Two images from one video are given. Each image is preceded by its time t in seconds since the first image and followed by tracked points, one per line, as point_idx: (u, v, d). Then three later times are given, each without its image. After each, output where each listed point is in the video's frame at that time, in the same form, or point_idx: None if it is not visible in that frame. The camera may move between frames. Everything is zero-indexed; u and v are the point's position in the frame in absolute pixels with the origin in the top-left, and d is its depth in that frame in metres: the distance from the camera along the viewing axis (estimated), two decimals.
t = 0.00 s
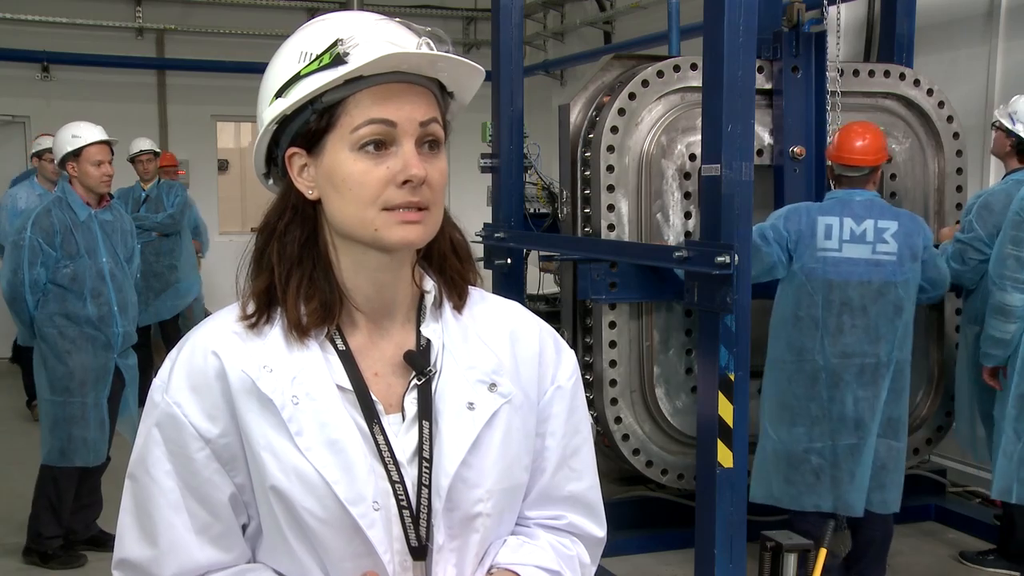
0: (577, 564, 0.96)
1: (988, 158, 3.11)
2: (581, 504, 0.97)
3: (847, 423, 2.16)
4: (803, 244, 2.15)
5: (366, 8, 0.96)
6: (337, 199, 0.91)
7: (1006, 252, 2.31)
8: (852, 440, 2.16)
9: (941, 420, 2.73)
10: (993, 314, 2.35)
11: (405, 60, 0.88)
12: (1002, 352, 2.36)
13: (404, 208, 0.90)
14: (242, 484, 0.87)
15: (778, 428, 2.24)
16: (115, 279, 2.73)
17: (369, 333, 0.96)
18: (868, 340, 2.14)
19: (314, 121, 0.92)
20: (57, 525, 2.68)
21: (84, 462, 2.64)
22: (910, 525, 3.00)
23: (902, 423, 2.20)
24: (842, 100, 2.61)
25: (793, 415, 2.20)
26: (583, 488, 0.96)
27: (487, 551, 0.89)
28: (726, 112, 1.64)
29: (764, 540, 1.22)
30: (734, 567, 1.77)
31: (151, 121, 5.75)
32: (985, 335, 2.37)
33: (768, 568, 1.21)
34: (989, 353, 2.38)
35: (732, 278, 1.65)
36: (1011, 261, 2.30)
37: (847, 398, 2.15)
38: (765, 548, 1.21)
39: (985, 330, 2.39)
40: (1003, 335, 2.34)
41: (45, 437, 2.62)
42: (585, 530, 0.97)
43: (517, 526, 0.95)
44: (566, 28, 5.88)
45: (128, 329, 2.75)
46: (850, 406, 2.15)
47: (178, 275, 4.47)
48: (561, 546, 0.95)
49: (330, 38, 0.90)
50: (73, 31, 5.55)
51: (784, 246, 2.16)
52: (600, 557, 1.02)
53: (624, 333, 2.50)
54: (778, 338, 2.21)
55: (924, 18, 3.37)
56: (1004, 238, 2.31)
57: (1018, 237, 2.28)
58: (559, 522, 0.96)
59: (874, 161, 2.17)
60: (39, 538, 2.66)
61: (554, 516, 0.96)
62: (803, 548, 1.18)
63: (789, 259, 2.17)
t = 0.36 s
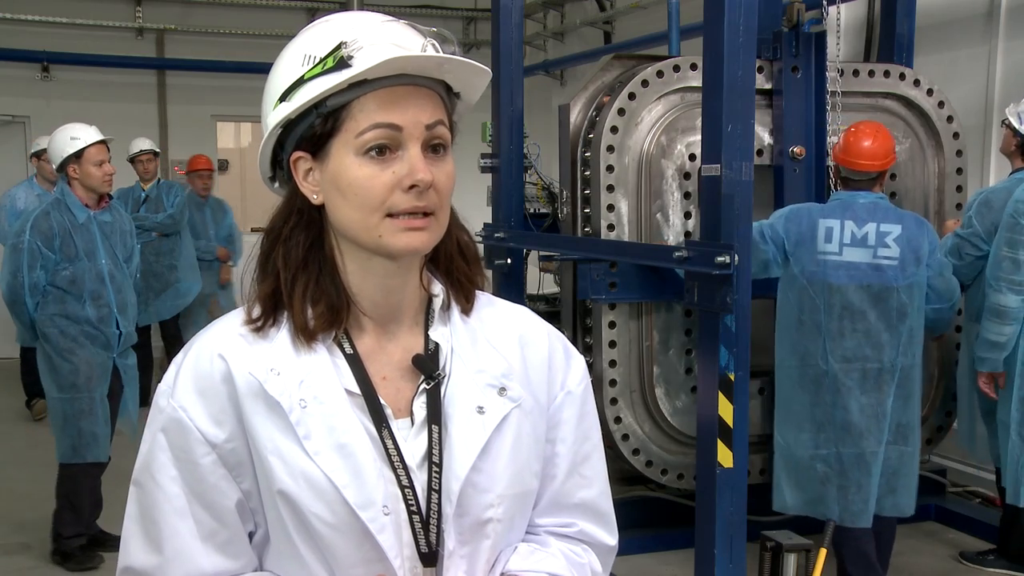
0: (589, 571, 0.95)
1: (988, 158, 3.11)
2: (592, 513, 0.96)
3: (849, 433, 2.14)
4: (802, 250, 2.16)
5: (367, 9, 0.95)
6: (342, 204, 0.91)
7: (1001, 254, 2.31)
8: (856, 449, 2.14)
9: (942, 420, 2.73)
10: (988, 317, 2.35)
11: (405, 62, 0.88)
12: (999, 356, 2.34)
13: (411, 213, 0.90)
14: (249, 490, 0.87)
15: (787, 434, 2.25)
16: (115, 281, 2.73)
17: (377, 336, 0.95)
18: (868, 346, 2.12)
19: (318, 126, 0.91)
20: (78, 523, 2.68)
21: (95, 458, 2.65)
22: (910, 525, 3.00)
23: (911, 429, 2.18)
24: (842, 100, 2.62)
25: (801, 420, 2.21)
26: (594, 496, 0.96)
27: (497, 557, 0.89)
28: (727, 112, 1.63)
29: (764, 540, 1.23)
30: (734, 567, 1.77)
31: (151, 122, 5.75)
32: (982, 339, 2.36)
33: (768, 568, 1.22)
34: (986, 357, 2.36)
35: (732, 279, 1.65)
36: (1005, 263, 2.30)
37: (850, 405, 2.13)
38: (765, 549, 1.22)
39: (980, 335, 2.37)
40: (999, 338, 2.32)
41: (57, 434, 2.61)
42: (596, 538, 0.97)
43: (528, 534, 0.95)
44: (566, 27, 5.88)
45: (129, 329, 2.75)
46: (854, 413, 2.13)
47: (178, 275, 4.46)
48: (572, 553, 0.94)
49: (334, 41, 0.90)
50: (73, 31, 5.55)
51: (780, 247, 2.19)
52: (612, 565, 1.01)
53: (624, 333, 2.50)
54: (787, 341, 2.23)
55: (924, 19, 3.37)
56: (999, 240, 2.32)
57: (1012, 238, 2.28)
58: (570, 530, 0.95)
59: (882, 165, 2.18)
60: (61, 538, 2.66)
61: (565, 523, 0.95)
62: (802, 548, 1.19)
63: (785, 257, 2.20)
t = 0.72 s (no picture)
0: None
1: (988, 158, 3.11)
2: (605, 517, 0.97)
3: (864, 439, 2.14)
4: (805, 253, 2.16)
5: (364, 12, 0.95)
6: (347, 209, 0.90)
7: (1006, 249, 2.31)
8: (871, 454, 2.15)
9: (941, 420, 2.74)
10: (994, 310, 2.35)
11: (403, 66, 0.88)
12: (1003, 351, 2.35)
13: (416, 216, 0.89)
14: (259, 491, 0.87)
15: (798, 444, 2.24)
16: (116, 283, 2.73)
17: (387, 338, 0.95)
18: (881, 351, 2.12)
19: (321, 132, 0.91)
20: (97, 528, 2.68)
21: (103, 459, 2.64)
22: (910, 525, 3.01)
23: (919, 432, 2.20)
24: (842, 100, 2.61)
25: (810, 426, 2.21)
26: (607, 500, 0.96)
27: (509, 561, 0.89)
28: (726, 112, 1.63)
29: (764, 540, 1.23)
30: (734, 567, 1.77)
31: (151, 122, 5.74)
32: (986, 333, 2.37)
33: (768, 568, 1.22)
34: (990, 351, 2.37)
35: (732, 279, 1.65)
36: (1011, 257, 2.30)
37: (862, 410, 2.13)
38: (765, 549, 1.22)
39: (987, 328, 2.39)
40: (1003, 333, 2.33)
41: (65, 437, 2.61)
42: (608, 543, 0.97)
43: (539, 539, 0.95)
44: (566, 28, 5.88)
45: (133, 330, 2.76)
46: (866, 418, 2.13)
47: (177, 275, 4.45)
48: (584, 558, 0.94)
49: (332, 48, 0.90)
50: (73, 31, 5.54)
51: (783, 254, 2.19)
52: (623, 571, 1.01)
53: (625, 333, 2.50)
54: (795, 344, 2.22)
55: (924, 19, 3.37)
56: (1005, 234, 2.31)
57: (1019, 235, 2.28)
58: (582, 535, 0.95)
59: (880, 165, 2.17)
60: (84, 542, 2.65)
61: (578, 528, 0.95)
62: (802, 548, 1.19)
63: (787, 264, 2.20)
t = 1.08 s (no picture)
0: None
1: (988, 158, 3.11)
2: (609, 519, 0.96)
3: (863, 439, 2.15)
4: (813, 253, 2.15)
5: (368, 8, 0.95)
6: (356, 206, 0.90)
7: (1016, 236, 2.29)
8: (870, 456, 2.16)
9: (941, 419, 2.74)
10: (999, 298, 2.36)
11: (408, 60, 0.88)
12: (1007, 339, 2.36)
13: (425, 211, 0.89)
14: (264, 489, 0.87)
15: (798, 443, 2.24)
16: (121, 285, 2.73)
17: (395, 337, 0.95)
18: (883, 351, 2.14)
19: (329, 129, 0.91)
20: (96, 531, 2.68)
21: (103, 467, 2.63)
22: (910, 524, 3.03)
23: (925, 435, 2.20)
24: (842, 101, 2.61)
25: (810, 427, 2.20)
26: (611, 502, 0.96)
27: (513, 561, 0.89)
28: (726, 112, 1.63)
29: (764, 540, 1.23)
30: (734, 567, 1.77)
31: (151, 122, 5.74)
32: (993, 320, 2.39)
33: (768, 568, 1.22)
34: (995, 339, 2.39)
35: (732, 279, 1.65)
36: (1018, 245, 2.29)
37: (864, 411, 2.14)
38: (765, 549, 1.22)
39: (992, 315, 2.40)
40: (1008, 321, 2.34)
41: (67, 440, 2.62)
42: (613, 545, 0.96)
43: (543, 539, 0.95)
44: (566, 27, 5.88)
45: (141, 330, 2.75)
46: (867, 419, 2.14)
47: (177, 275, 4.45)
48: (588, 559, 0.94)
49: (338, 44, 0.90)
50: (73, 31, 5.54)
51: (792, 253, 2.17)
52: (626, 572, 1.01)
53: (625, 333, 2.50)
54: (805, 345, 2.20)
55: (924, 18, 3.37)
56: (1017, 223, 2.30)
57: None
58: (586, 536, 0.95)
59: (891, 167, 2.17)
60: (83, 544, 2.65)
61: (581, 528, 0.95)
62: (802, 548, 1.19)
63: (792, 260, 2.18)
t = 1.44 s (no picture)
0: (593, 572, 0.96)
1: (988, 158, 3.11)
2: (598, 513, 0.97)
3: (863, 439, 2.15)
4: (816, 253, 2.14)
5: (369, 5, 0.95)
6: (352, 203, 0.91)
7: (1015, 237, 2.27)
8: (868, 457, 2.15)
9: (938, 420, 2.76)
10: (997, 299, 2.35)
11: (408, 60, 0.88)
12: (1005, 339, 2.37)
13: (421, 211, 0.90)
14: (257, 486, 0.87)
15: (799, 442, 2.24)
16: (122, 290, 2.72)
17: (387, 335, 0.95)
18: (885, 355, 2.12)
19: (326, 125, 0.91)
20: (95, 531, 2.70)
21: (102, 470, 2.66)
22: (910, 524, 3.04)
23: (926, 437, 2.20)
24: (842, 100, 2.61)
25: (811, 427, 2.21)
26: (600, 496, 0.96)
27: (503, 557, 0.89)
28: (727, 112, 1.63)
29: (765, 540, 1.23)
30: (734, 567, 1.77)
31: (151, 122, 5.74)
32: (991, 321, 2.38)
33: (768, 568, 1.22)
34: (994, 339, 2.39)
35: (732, 279, 1.65)
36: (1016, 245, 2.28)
37: (866, 412, 2.14)
38: (765, 549, 1.22)
39: (991, 316, 2.40)
40: (1005, 322, 2.34)
41: (66, 442, 2.64)
42: (601, 538, 0.97)
43: (533, 533, 0.95)
44: (566, 27, 5.88)
45: (144, 331, 2.78)
46: (868, 421, 2.14)
47: (178, 275, 4.45)
48: (577, 554, 0.95)
49: (339, 41, 0.90)
50: (73, 31, 5.54)
51: (794, 249, 2.16)
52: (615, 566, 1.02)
53: (624, 333, 2.51)
54: (806, 344, 2.21)
55: (924, 18, 3.37)
56: (1015, 224, 2.28)
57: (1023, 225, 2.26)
58: (575, 530, 0.95)
59: (897, 168, 2.17)
60: (83, 544, 2.68)
61: (571, 523, 0.95)
62: (803, 549, 1.19)
63: (796, 259, 2.17)
